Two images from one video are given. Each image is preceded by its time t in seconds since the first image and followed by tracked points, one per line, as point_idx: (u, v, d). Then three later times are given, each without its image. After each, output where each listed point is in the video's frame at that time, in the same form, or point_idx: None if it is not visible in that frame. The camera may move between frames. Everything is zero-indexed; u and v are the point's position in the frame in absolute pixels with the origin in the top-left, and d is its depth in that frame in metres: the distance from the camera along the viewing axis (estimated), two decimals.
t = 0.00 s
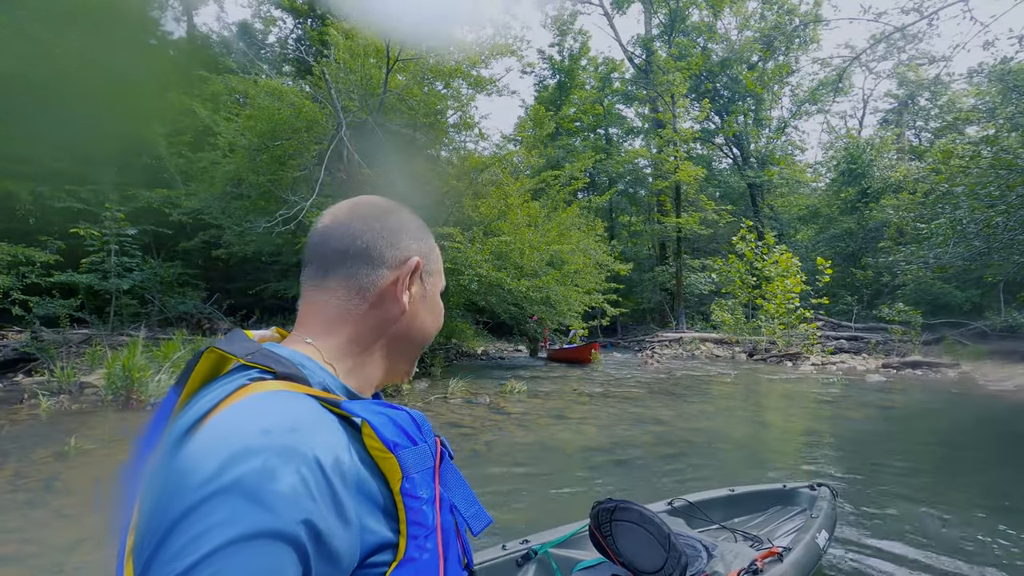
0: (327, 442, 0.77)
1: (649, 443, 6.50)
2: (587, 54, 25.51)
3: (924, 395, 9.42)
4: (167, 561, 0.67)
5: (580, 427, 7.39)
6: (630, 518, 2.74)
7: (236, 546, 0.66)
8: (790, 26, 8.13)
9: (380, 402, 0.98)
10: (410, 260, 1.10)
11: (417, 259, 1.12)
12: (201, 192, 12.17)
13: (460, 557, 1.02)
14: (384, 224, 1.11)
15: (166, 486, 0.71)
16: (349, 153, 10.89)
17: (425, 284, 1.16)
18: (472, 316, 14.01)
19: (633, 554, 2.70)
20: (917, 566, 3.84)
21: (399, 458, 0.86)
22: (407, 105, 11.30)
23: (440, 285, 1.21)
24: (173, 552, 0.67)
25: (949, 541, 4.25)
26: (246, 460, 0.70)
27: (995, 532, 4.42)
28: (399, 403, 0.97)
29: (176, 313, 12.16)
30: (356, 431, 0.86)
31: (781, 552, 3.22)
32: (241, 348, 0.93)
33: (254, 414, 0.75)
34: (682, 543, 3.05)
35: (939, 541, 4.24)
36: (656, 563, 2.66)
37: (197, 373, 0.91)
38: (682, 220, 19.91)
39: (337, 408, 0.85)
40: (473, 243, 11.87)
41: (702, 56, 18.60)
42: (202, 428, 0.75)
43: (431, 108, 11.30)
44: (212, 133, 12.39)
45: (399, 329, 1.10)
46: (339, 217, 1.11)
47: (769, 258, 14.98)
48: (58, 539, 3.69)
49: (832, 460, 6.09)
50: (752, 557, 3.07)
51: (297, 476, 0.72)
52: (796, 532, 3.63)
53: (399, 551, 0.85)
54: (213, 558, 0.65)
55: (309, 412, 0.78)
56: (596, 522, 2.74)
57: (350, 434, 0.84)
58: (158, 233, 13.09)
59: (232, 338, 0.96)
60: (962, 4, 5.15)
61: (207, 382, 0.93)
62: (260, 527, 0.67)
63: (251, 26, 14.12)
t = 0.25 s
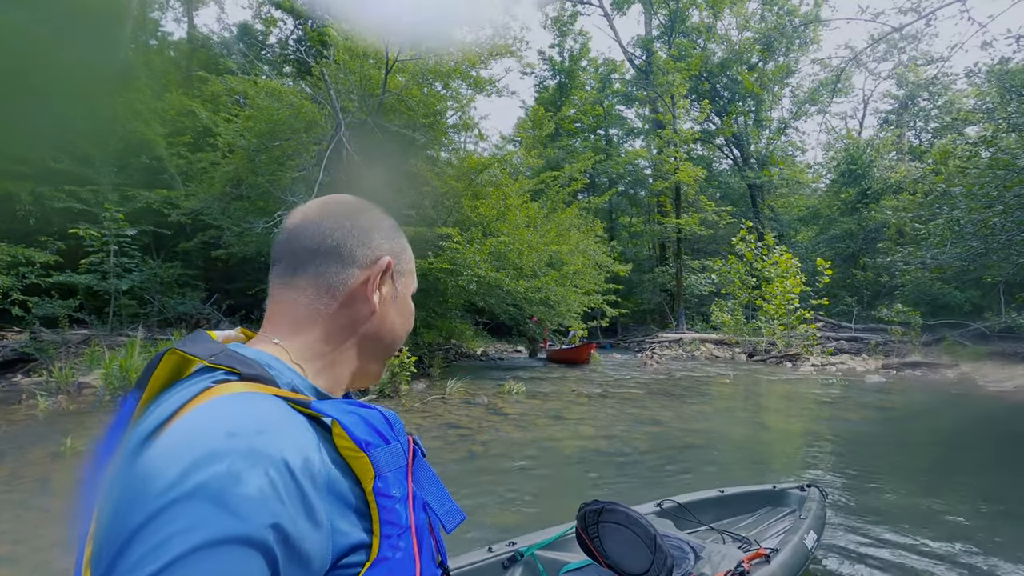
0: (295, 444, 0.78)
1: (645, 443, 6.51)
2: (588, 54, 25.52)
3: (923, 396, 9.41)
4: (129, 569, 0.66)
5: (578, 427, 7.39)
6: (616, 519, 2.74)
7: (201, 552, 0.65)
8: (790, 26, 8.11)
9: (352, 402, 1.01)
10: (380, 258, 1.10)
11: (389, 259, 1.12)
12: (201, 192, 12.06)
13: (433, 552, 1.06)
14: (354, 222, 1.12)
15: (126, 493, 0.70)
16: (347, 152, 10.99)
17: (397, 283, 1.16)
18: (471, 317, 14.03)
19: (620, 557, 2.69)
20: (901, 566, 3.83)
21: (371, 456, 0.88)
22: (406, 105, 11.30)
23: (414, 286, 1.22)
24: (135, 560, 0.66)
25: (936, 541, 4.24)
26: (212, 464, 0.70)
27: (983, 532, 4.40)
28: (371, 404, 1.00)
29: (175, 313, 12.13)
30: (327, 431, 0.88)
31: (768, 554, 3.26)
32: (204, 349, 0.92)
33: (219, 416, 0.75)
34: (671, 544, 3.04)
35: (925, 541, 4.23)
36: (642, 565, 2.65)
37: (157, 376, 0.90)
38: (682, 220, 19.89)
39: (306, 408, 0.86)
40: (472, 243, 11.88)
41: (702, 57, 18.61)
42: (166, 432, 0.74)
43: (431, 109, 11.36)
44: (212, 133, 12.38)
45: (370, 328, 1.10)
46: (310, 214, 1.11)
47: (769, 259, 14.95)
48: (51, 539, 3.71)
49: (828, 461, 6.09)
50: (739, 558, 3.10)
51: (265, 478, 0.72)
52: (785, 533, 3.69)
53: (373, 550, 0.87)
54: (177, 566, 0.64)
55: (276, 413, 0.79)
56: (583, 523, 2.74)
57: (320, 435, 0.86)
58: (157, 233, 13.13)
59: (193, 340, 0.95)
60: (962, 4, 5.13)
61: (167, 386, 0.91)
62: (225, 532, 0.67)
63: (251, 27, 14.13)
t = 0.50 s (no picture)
0: (272, 437, 0.77)
1: (644, 444, 6.49)
2: (588, 56, 25.57)
3: (922, 397, 9.40)
4: (98, 567, 0.65)
5: (576, 428, 7.38)
6: (607, 519, 2.73)
7: (174, 547, 0.64)
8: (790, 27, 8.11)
9: (333, 396, 1.00)
10: (362, 248, 1.10)
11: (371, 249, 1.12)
12: (201, 193, 12.06)
13: (415, 549, 1.05)
14: (334, 212, 1.11)
15: (96, 488, 0.69)
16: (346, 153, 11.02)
17: (382, 273, 1.16)
18: (471, 318, 14.01)
19: (610, 556, 2.70)
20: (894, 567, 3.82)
21: (350, 451, 0.88)
22: (405, 107, 11.29)
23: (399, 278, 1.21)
24: (104, 557, 0.65)
25: (931, 543, 4.21)
26: (185, 457, 0.69)
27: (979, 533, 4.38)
28: (352, 397, 0.99)
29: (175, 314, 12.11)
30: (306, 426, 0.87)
31: (760, 554, 3.26)
32: (181, 341, 0.91)
33: (194, 409, 0.74)
34: (662, 545, 3.07)
35: (921, 542, 4.20)
36: (633, 565, 2.65)
37: (133, 367, 0.89)
38: (682, 222, 19.88)
39: (284, 401, 0.85)
40: (471, 244, 11.88)
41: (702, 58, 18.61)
42: (140, 425, 0.73)
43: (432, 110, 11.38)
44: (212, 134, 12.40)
45: (351, 319, 1.10)
46: (290, 204, 1.11)
47: (769, 260, 14.93)
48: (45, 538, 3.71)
49: (827, 462, 6.07)
50: (730, 558, 3.10)
51: (239, 472, 0.71)
52: (776, 533, 3.71)
53: (352, 545, 0.87)
54: (148, 561, 0.63)
55: (255, 407, 0.79)
56: (573, 523, 2.76)
57: (299, 429, 0.86)
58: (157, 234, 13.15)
59: (171, 331, 0.94)
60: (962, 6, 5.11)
61: (143, 377, 0.91)
62: (198, 527, 0.66)
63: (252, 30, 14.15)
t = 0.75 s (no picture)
0: (283, 428, 0.78)
1: (645, 444, 6.50)
2: (589, 58, 25.58)
3: (924, 398, 9.39)
4: (113, 554, 0.66)
5: (578, 428, 7.38)
6: (608, 518, 2.73)
7: (188, 533, 0.65)
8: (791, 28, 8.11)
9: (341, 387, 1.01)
10: (372, 243, 1.10)
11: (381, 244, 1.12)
12: (204, 194, 12.08)
13: (422, 539, 1.07)
14: (345, 208, 1.11)
15: (109, 478, 0.70)
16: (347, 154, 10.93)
17: (393, 269, 1.16)
18: (472, 318, 14.01)
19: (612, 554, 2.72)
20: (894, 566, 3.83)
21: (359, 442, 0.89)
22: (407, 108, 11.29)
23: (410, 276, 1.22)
24: (120, 544, 0.66)
25: (934, 542, 4.22)
26: (197, 446, 0.69)
27: (980, 534, 4.37)
28: (360, 389, 1.00)
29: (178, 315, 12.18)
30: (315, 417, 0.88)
31: (760, 551, 3.27)
32: (192, 333, 0.92)
33: (205, 400, 0.74)
34: (662, 543, 3.08)
35: (922, 543, 4.20)
36: (634, 563, 2.66)
37: (145, 358, 0.90)
38: (683, 223, 19.87)
39: (294, 392, 0.86)
40: (473, 245, 11.88)
41: (703, 59, 18.60)
42: (152, 415, 0.73)
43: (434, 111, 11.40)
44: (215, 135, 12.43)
45: (360, 313, 1.11)
46: (302, 199, 1.13)
47: (771, 261, 14.90)
48: (47, 538, 3.72)
49: (830, 462, 6.06)
50: (731, 555, 3.11)
51: (251, 462, 0.72)
52: (775, 531, 3.72)
53: (362, 533, 0.88)
54: (162, 548, 0.64)
55: (266, 399, 0.79)
56: (574, 521, 2.78)
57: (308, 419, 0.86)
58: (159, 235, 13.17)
59: (181, 323, 0.95)
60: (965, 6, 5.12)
61: (155, 367, 0.92)
62: (211, 516, 0.67)
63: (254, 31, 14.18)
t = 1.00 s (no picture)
0: (299, 429, 0.77)
1: (649, 445, 6.49)
2: (591, 58, 25.61)
3: (928, 398, 9.38)
4: (134, 555, 0.66)
5: (581, 429, 7.38)
6: (612, 519, 2.73)
7: (210, 533, 0.65)
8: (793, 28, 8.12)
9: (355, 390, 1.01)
10: (331, 229, 1.07)
11: (345, 229, 1.08)
12: (207, 195, 12.10)
13: (435, 540, 1.07)
14: (314, 202, 1.12)
15: (131, 478, 0.70)
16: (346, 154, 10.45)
17: (368, 254, 1.09)
18: (475, 319, 14.01)
19: (617, 555, 2.72)
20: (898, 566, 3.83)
21: (373, 443, 0.89)
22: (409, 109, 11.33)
23: (404, 261, 1.13)
24: (140, 544, 0.66)
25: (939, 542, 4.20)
26: (216, 448, 0.69)
27: (985, 534, 4.36)
28: (374, 391, 0.99)
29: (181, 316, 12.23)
30: (330, 418, 0.88)
31: (762, 552, 3.26)
32: (208, 335, 0.92)
33: (222, 401, 0.74)
34: (665, 544, 3.07)
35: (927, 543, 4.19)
36: (639, 564, 2.66)
37: (163, 361, 0.91)
38: (685, 223, 19.85)
39: (309, 394, 0.86)
40: (475, 245, 11.89)
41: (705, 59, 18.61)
42: (171, 417, 0.74)
43: (437, 112, 11.42)
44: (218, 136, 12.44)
45: (332, 303, 1.06)
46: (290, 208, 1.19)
47: (773, 261, 14.87)
48: (54, 537, 3.75)
49: (834, 463, 6.05)
50: (735, 556, 3.13)
51: (269, 462, 0.72)
52: (777, 530, 3.72)
53: (376, 536, 0.88)
54: (183, 548, 0.64)
55: (280, 400, 0.79)
56: (578, 523, 2.77)
57: (324, 421, 0.86)
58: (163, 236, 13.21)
59: (198, 325, 0.95)
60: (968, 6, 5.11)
61: (172, 371, 0.92)
62: (232, 516, 0.67)
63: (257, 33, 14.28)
